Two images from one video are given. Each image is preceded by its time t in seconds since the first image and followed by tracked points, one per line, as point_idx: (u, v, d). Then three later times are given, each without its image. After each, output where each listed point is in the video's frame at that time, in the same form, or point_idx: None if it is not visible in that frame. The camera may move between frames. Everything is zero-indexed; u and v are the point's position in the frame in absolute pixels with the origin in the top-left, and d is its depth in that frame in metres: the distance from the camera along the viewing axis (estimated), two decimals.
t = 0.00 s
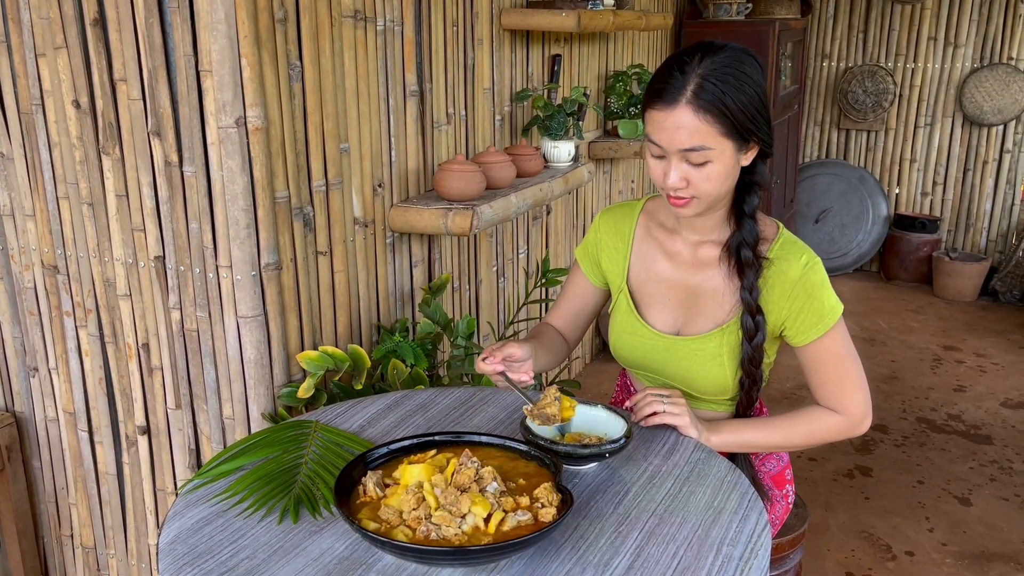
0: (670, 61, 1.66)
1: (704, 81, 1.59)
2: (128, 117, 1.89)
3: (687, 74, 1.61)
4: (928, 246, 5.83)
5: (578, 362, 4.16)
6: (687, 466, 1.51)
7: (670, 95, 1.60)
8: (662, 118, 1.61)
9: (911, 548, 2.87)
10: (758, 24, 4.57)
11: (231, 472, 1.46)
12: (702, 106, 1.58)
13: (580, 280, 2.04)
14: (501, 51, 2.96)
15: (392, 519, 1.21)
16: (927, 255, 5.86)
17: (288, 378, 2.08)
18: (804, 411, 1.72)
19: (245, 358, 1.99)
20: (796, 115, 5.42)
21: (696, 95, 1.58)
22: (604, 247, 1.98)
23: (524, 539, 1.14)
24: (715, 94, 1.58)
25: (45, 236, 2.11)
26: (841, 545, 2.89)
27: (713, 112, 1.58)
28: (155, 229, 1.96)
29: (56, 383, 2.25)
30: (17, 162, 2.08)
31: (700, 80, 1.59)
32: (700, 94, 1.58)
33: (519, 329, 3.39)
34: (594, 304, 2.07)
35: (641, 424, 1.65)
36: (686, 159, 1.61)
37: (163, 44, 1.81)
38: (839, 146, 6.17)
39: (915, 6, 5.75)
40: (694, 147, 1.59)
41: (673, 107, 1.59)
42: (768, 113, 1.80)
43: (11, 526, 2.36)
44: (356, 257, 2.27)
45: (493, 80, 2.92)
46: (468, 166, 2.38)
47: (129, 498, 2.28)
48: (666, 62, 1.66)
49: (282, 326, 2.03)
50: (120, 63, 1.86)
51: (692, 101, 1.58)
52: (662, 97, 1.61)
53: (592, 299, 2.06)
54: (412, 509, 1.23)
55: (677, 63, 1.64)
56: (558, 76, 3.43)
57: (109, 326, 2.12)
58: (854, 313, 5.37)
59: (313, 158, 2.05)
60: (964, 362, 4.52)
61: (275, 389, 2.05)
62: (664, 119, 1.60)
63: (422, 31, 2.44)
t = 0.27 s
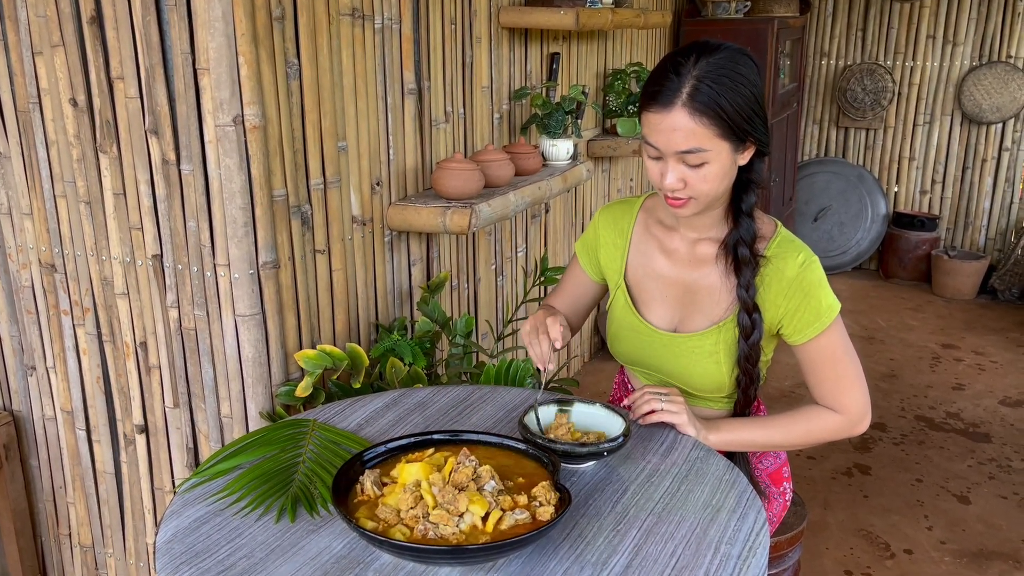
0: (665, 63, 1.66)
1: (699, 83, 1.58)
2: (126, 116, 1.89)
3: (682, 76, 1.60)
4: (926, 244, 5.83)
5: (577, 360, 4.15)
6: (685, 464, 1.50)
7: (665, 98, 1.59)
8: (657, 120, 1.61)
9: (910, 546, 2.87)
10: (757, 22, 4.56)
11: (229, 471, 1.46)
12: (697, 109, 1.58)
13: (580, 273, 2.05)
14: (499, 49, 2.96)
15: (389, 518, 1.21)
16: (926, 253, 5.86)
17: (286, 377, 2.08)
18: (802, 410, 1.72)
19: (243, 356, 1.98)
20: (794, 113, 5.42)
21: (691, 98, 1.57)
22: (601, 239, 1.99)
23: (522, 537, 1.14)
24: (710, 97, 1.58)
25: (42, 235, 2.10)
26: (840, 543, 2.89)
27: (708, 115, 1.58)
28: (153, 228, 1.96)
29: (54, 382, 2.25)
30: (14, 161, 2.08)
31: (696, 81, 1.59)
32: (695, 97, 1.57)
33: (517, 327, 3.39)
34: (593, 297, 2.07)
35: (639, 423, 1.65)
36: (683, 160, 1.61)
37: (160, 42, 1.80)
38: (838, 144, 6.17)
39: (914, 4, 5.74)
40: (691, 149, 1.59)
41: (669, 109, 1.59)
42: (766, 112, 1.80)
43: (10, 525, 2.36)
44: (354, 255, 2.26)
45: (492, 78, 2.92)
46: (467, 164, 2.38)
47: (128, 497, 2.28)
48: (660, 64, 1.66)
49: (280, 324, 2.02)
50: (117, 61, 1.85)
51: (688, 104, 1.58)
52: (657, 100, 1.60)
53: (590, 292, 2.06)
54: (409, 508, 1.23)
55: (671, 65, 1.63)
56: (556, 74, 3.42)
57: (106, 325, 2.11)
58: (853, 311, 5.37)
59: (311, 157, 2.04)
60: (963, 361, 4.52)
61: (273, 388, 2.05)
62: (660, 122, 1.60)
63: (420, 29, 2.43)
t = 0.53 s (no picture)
0: (663, 60, 1.65)
1: (696, 80, 1.58)
2: (123, 115, 1.88)
3: (679, 73, 1.60)
4: (925, 243, 5.83)
5: (575, 360, 4.15)
6: (683, 463, 1.50)
7: (662, 95, 1.59)
8: (655, 118, 1.60)
9: (908, 545, 2.87)
10: (756, 21, 4.56)
11: (226, 471, 1.45)
12: (695, 106, 1.57)
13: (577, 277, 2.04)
14: (498, 48, 2.96)
15: (387, 518, 1.20)
16: (925, 252, 5.86)
17: (284, 376, 2.08)
18: (799, 408, 1.72)
19: (241, 356, 1.98)
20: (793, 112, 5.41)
21: (689, 95, 1.57)
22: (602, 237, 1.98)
23: (520, 537, 1.14)
24: (708, 94, 1.57)
25: (40, 234, 2.10)
26: (838, 543, 2.89)
27: (706, 112, 1.58)
28: (151, 227, 1.96)
29: (52, 381, 2.24)
30: (11, 160, 2.08)
31: (693, 79, 1.58)
32: (693, 94, 1.57)
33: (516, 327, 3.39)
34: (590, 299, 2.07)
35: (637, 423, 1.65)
36: (680, 158, 1.61)
37: (157, 42, 1.80)
38: (837, 143, 6.17)
39: (913, 3, 5.74)
40: (688, 146, 1.59)
41: (666, 106, 1.58)
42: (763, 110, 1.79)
43: (7, 524, 2.36)
44: (353, 254, 2.26)
45: (490, 77, 2.91)
46: (465, 163, 2.37)
47: (125, 497, 2.28)
48: (658, 61, 1.66)
49: (277, 324, 2.02)
50: (114, 60, 1.85)
51: (685, 100, 1.57)
52: (655, 97, 1.60)
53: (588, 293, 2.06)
54: (407, 507, 1.22)
55: (669, 62, 1.63)
56: (555, 73, 3.42)
57: (104, 325, 2.11)
58: (851, 310, 5.37)
59: (309, 156, 2.04)
60: (962, 360, 4.52)
61: (270, 387, 2.04)
62: (657, 120, 1.60)
63: (419, 28, 2.43)
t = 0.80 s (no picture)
0: (658, 58, 1.66)
1: (692, 77, 1.58)
2: (122, 114, 1.88)
3: (674, 70, 1.60)
4: (924, 242, 5.83)
5: (574, 359, 4.15)
6: (682, 462, 1.50)
7: (657, 92, 1.59)
8: (650, 114, 1.60)
9: (907, 545, 2.87)
10: (755, 20, 4.56)
11: (225, 470, 1.46)
12: (690, 102, 1.58)
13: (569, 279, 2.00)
14: (497, 48, 2.96)
15: (386, 517, 1.20)
16: (924, 251, 5.86)
17: (283, 376, 2.07)
18: (797, 405, 1.72)
19: (240, 355, 1.98)
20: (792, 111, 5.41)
21: (684, 92, 1.57)
22: (603, 238, 1.96)
23: (519, 536, 1.14)
24: (703, 90, 1.58)
25: (39, 233, 2.10)
26: (837, 542, 2.89)
27: (701, 108, 1.58)
28: (150, 226, 1.96)
29: (51, 380, 2.24)
30: (10, 159, 2.08)
31: (689, 75, 1.59)
32: (688, 91, 1.57)
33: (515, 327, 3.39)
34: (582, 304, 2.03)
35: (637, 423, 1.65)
36: (675, 155, 1.60)
37: (157, 40, 1.79)
38: (836, 142, 6.17)
39: (912, 2, 5.74)
40: (683, 143, 1.58)
41: (662, 103, 1.58)
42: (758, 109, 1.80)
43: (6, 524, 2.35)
44: (352, 254, 2.26)
45: (489, 76, 2.91)
46: (465, 163, 2.37)
47: (125, 496, 2.28)
48: (654, 58, 1.66)
49: (276, 323, 2.02)
50: (113, 58, 1.85)
51: (680, 97, 1.58)
52: (650, 94, 1.60)
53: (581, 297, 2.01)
54: (406, 506, 1.22)
55: (665, 59, 1.63)
56: (554, 72, 3.42)
57: (103, 324, 2.11)
58: (850, 309, 5.37)
59: (308, 155, 2.04)
60: (960, 359, 4.52)
61: (269, 386, 2.04)
62: (652, 117, 1.60)
63: (418, 28, 2.43)
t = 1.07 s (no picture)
0: (652, 59, 1.66)
1: (686, 78, 1.58)
2: (121, 113, 1.88)
3: (669, 72, 1.60)
4: (924, 242, 5.83)
5: (574, 359, 4.15)
6: (681, 462, 1.51)
7: (652, 94, 1.59)
8: (645, 116, 1.60)
9: (906, 544, 2.87)
10: (754, 20, 4.56)
11: (224, 469, 1.46)
12: (684, 104, 1.58)
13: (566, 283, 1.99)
14: (496, 48, 2.95)
15: (386, 517, 1.20)
16: (923, 251, 5.86)
17: (282, 375, 2.07)
18: (797, 405, 1.72)
19: (239, 355, 1.98)
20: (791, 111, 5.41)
21: (678, 93, 1.57)
22: (603, 238, 1.96)
23: (518, 536, 1.14)
24: (697, 92, 1.58)
25: (38, 233, 2.10)
26: (837, 542, 2.89)
27: (695, 109, 1.58)
28: (149, 226, 1.96)
29: (50, 380, 2.24)
30: (9, 158, 2.08)
31: (683, 77, 1.59)
32: (682, 92, 1.57)
33: (514, 326, 3.39)
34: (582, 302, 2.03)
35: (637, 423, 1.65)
36: (670, 157, 1.61)
37: (156, 40, 1.79)
38: (836, 142, 6.17)
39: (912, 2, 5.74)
40: (678, 145, 1.59)
41: (656, 105, 1.59)
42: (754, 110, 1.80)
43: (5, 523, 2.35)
44: (351, 253, 2.26)
45: (489, 76, 2.91)
46: (464, 163, 2.37)
47: (124, 496, 2.28)
48: (649, 59, 1.66)
49: (276, 322, 2.02)
50: (112, 58, 1.85)
51: (675, 98, 1.58)
52: (644, 96, 1.60)
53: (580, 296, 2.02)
54: (406, 506, 1.22)
55: (659, 61, 1.63)
56: (553, 72, 3.42)
57: (102, 324, 2.11)
58: (849, 309, 5.37)
59: (307, 155, 2.04)
60: (959, 359, 4.52)
61: (268, 386, 2.04)
62: (647, 118, 1.60)
63: (417, 28, 2.43)
